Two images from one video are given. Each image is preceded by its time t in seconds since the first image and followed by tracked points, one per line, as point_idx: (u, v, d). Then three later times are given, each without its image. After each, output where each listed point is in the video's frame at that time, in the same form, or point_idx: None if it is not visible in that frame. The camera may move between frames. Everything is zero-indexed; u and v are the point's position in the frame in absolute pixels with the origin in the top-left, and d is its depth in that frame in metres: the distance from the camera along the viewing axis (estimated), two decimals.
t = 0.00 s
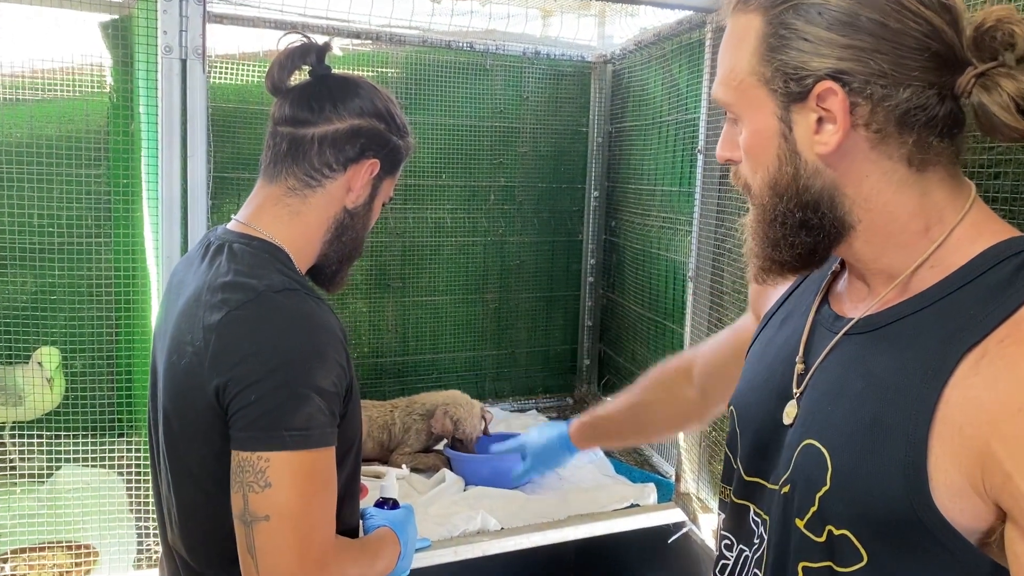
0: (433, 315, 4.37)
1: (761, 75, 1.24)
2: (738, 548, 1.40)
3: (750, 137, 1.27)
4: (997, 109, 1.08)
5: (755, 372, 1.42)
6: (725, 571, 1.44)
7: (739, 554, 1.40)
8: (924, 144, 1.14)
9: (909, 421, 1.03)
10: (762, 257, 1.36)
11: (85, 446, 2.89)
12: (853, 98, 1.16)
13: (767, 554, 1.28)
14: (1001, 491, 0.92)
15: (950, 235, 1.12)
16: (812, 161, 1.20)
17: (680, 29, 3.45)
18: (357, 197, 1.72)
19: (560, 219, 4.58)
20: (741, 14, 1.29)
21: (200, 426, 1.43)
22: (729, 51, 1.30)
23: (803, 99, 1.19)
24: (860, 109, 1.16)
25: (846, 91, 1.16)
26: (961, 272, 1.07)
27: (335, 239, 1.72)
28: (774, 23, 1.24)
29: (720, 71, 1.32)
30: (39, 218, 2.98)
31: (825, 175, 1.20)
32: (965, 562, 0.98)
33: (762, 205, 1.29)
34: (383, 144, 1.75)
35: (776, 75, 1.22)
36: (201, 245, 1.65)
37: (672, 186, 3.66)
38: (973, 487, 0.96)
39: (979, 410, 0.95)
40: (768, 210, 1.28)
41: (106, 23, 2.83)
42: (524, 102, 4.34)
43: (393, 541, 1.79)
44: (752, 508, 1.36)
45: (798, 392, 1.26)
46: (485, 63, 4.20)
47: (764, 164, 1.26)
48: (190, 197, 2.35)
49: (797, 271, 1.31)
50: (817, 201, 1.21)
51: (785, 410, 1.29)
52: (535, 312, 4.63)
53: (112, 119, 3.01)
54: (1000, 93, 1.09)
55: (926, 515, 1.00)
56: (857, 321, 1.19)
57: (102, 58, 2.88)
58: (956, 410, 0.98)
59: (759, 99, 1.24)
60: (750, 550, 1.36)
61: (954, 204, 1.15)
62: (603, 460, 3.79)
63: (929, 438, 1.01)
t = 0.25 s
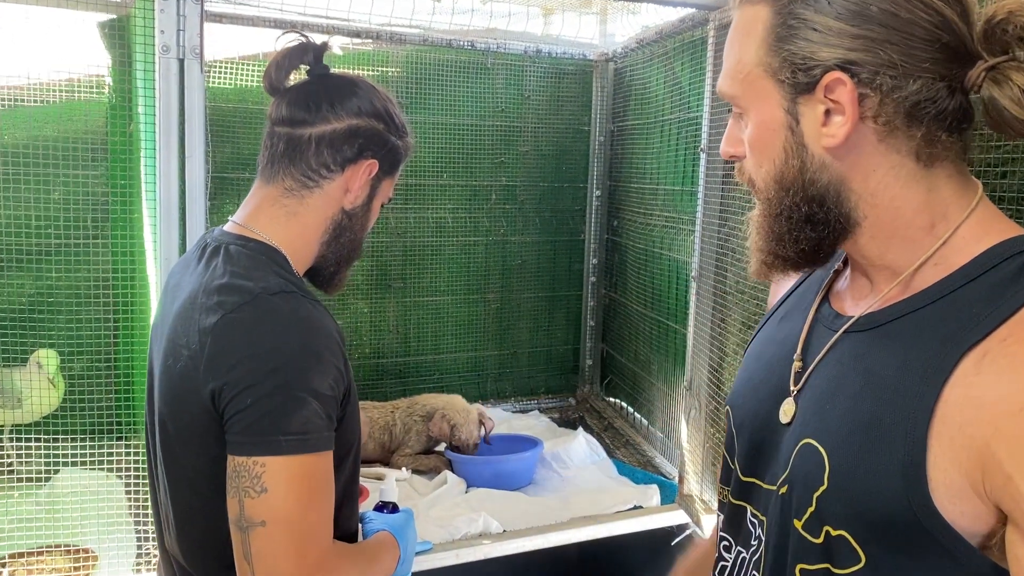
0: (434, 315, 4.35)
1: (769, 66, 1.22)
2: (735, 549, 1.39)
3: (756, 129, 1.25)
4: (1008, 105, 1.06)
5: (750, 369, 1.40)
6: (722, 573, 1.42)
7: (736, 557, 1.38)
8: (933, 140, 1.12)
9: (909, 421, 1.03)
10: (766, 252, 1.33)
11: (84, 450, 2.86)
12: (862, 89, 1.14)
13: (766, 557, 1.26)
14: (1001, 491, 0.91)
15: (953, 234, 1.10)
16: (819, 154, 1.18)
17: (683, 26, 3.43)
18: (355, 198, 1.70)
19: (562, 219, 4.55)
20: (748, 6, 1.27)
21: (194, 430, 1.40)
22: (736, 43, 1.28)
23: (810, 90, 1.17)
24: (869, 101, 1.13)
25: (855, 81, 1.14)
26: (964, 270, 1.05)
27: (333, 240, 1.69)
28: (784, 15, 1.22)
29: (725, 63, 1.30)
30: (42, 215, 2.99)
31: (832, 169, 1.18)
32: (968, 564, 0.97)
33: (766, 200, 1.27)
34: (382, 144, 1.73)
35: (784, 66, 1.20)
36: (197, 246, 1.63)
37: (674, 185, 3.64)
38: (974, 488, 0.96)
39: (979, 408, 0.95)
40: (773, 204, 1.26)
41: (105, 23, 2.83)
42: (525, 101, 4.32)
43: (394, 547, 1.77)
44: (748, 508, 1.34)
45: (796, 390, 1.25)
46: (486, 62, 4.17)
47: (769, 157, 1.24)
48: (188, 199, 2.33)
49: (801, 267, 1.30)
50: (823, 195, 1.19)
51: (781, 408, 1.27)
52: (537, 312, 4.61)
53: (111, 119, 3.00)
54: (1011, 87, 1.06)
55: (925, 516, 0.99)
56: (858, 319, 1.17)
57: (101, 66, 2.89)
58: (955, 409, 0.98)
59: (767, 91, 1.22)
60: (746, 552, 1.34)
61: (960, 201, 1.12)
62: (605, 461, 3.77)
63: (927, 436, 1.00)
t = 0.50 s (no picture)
0: (436, 316, 4.33)
1: (762, 62, 1.21)
2: (732, 551, 1.37)
3: (752, 127, 1.23)
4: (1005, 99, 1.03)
5: (755, 370, 1.39)
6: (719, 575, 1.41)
7: (732, 558, 1.37)
8: (928, 134, 1.10)
9: (902, 420, 1.01)
10: (761, 249, 1.32)
11: (80, 453, 2.83)
12: (854, 84, 1.12)
13: (762, 558, 1.25)
14: (993, 492, 0.89)
15: (951, 232, 1.08)
16: (813, 150, 1.17)
17: (685, 25, 3.41)
18: (353, 199, 1.68)
19: (563, 219, 4.54)
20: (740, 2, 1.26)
21: (187, 433, 1.39)
22: (731, 40, 1.27)
23: (802, 86, 1.15)
24: (860, 95, 1.12)
25: (845, 76, 1.12)
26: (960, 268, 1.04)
27: (331, 241, 1.68)
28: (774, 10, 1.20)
29: (722, 60, 1.28)
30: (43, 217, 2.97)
31: (825, 165, 1.17)
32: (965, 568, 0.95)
33: (762, 197, 1.26)
34: (380, 144, 1.72)
35: (776, 62, 1.18)
36: (194, 248, 1.61)
37: (676, 185, 3.62)
38: (965, 488, 0.93)
39: (972, 407, 0.93)
40: (768, 201, 1.25)
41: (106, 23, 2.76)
42: (527, 100, 4.30)
43: (394, 551, 1.76)
44: (745, 508, 1.32)
45: (793, 388, 1.24)
46: (487, 62, 4.16)
47: (765, 155, 1.23)
48: (186, 200, 2.31)
49: (798, 262, 1.29)
50: (817, 191, 1.18)
51: (778, 406, 1.26)
52: (539, 312, 4.59)
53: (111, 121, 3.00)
54: (1007, 81, 1.03)
55: (916, 517, 0.97)
56: (856, 318, 1.16)
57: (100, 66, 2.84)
58: (948, 408, 0.96)
59: (761, 87, 1.21)
60: (743, 554, 1.33)
61: (960, 197, 1.10)
62: (608, 463, 3.75)
63: (921, 436, 0.98)
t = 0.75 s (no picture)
0: (438, 316, 4.32)
1: (759, 56, 1.19)
2: (733, 552, 1.36)
3: (751, 122, 1.21)
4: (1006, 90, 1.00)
5: (758, 370, 1.37)
6: None
7: (733, 559, 1.35)
8: (928, 127, 1.08)
9: (900, 417, 0.99)
10: (763, 246, 1.30)
11: (82, 453, 2.83)
12: (851, 76, 1.10)
13: (763, 560, 1.23)
14: (990, 492, 0.87)
15: (953, 228, 1.06)
16: (811, 144, 1.15)
17: (688, 23, 3.39)
18: (352, 198, 1.67)
19: (566, 218, 4.52)
20: None
21: (185, 434, 1.38)
22: (729, 35, 1.25)
23: (800, 79, 1.13)
24: (858, 88, 1.10)
25: (843, 68, 1.10)
26: (962, 264, 1.01)
27: (330, 241, 1.66)
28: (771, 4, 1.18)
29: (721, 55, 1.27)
30: (44, 219, 2.94)
31: (824, 159, 1.14)
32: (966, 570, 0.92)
33: (762, 193, 1.24)
34: (379, 144, 1.70)
35: (773, 55, 1.16)
36: (191, 248, 1.59)
37: (680, 184, 3.60)
38: (964, 488, 0.91)
39: (971, 406, 0.90)
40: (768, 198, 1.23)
41: (108, 23, 2.75)
42: (529, 100, 4.29)
43: (394, 554, 1.74)
44: (746, 508, 1.31)
45: (796, 387, 1.21)
46: (490, 61, 4.15)
47: (764, 150, 1.21)
48: (187, 200, 2.30)
49: (801, 259, 1.27)
50: (816, 186, 1.16)
51: (780, 406, 1.24)
52: (542, 312, 4.58)
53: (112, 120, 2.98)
54: (1007, 72, 1.00)
55: (913, 515, 0.95)
56: (858, 315, 1.14)
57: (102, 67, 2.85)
58: (948, 407, 0.93)
59: (759, 82, 1.19)
60: (745, 555, 1.31)
61: (961, 191, 1.08)
62: (611, 464, 3.73)
63: (919, 436, 0.96)
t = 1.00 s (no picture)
0: (440, 317, 4.31)
1: (754, 57, 1.18)
2: (731, 556, 1.34)
3: (747, 124, 1.21)
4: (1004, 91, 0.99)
5: (755, 374, 1.36)
6: None
7: (730, 563, 1.34)
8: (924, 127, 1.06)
9: (899, 422, 0.97)
10: (761, 249, 1.29)
11: (88, 452, 2.86)
12: (846, 77, 1.09)
13: (760, 563, 1.22)
14: (989, 498, 0.85)
15: (951, 230, 1.05)
16: (808, 145, 1.14)
17: (690, 24, 3.38)
18: (352, 200, 1.66)
19: (569, 219, 4.50)
20: None
21: (182, 438, 1.37)
22: (725, 36, 1.24)
23: (795, 80, 1.12)
24: (854, 88, 1.09)
25: (838, 69, 1.09)
26: (959, 267, 1.00)
27: (330, 244, 1.65)
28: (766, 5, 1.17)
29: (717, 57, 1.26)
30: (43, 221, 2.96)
31: (821, 160, 1.13)
32: None
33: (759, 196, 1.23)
34: (379, 145, 1.69)
35: (768, 56, 1.15)
36: (190, 251, 1.59)
37: (683, 185, 3.59)
38: (961, 493, 0.89)
39: (971, 412, 0.89)
40: (765, 200, 1.22)
41: (109, 24, 2.75)
42: (532, 100, 4.28)
43: (394, 557, 1.73)
44: (744, 512, 1.29)
45: (793, 391, 1.21)
46: (492, 61, 4.14)
47: (761, 152, 1.20)
48: (187, 202, 2.30)
49: (799, 262, 1.26)
50: (813, 188, 1.15)
51: (778, 409, 1.23)
52: (544, 313, 4.56)
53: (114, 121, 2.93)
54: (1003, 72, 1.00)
55: (911, 521, 0.93)
56: (854, 319, 1.13)
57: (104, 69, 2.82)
58: (945, 413, 0.92)
59: (755, 83, 1.18)
60: (742, 558, 1.30)
61: (958, 192, 1.07)
62: (615, 466, 3.71)
63: (917, 441, 0.95)
